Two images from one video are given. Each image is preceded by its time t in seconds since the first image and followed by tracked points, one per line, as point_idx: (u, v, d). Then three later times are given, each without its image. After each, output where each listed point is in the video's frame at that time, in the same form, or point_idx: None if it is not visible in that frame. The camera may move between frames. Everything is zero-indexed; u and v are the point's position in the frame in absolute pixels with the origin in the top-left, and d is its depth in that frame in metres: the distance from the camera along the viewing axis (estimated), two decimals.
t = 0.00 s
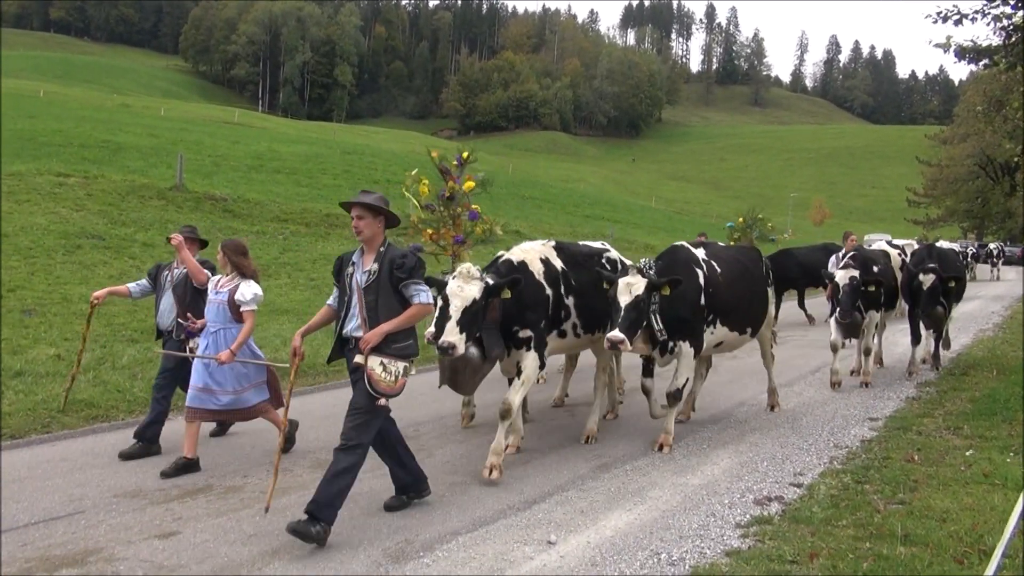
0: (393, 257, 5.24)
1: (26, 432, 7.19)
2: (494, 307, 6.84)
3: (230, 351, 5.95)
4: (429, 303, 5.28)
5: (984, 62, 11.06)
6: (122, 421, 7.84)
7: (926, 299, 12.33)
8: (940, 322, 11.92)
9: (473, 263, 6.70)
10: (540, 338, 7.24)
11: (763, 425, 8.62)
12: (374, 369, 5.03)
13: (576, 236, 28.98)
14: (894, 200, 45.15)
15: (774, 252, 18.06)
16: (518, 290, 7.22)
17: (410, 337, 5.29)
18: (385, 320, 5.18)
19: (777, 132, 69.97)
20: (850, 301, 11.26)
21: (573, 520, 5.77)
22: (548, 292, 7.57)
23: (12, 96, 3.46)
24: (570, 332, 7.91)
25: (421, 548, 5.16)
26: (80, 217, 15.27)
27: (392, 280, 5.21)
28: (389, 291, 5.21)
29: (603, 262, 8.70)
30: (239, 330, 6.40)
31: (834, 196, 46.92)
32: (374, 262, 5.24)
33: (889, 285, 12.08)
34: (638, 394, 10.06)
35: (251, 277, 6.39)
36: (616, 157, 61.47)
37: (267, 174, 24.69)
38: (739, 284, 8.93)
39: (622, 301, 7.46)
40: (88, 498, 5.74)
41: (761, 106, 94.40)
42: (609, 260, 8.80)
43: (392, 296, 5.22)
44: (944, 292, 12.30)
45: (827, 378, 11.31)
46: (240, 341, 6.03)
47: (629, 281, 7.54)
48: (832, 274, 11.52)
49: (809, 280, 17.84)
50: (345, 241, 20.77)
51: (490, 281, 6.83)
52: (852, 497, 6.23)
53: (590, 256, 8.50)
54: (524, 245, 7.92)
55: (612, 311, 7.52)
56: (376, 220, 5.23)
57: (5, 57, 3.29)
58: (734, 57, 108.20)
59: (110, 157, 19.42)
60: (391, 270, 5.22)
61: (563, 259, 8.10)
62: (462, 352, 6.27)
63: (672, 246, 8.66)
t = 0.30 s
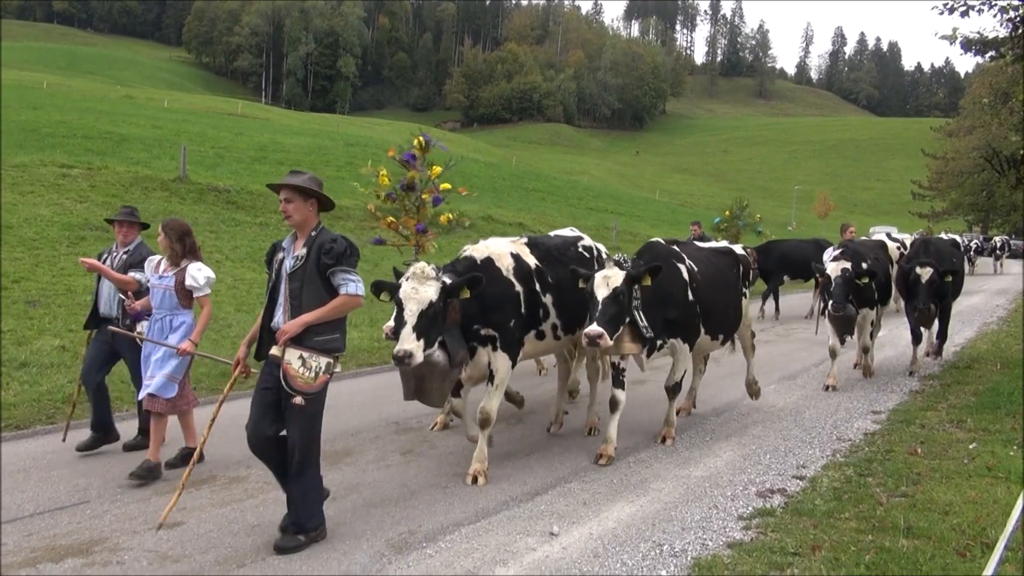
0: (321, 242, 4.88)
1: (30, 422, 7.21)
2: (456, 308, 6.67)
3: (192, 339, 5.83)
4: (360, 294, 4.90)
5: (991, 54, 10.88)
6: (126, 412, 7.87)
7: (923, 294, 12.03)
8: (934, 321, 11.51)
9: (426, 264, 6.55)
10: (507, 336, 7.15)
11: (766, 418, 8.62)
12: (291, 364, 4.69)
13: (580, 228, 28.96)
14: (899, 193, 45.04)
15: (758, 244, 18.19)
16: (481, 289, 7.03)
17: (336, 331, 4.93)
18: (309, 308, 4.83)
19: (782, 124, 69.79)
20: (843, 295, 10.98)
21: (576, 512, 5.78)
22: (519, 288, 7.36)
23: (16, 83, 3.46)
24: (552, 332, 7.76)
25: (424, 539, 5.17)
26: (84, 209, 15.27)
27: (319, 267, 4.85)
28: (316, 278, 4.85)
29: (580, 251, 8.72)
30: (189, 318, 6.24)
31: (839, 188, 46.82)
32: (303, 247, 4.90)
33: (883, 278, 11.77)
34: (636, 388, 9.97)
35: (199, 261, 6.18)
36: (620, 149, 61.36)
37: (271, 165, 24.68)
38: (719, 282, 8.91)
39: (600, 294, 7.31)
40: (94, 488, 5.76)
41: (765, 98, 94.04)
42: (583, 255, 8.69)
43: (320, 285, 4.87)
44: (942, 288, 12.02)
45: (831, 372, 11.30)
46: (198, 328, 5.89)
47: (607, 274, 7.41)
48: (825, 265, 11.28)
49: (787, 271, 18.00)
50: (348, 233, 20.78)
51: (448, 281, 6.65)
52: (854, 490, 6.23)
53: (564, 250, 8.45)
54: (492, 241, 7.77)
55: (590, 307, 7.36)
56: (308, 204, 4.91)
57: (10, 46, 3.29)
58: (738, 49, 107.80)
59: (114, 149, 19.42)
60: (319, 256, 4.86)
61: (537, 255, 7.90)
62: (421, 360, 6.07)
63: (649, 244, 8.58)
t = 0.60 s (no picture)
0: (211, 244, 4.39)
1: (37, 412, 7.24)
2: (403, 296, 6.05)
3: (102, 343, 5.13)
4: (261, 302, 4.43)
5: (999, 46, 10.78)
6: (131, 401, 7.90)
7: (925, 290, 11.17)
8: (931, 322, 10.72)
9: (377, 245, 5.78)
10: (472, 327, 6.68)
11: (770, 410, 8.62)
12: (186, 388, 4.22)
13: (585, 220, 28.98)
14: (905, 185, 44.90)
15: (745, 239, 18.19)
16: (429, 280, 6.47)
17: (238, 344, 4.49)
18: (203, 320, 4.36)
19: (788, 116, 69.56)
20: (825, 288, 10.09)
21: (579, 504, 5.80)
22: (470, 276, 6.78)
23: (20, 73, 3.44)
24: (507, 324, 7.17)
25: (427, 529, 5.20)
26: (90, 199, 15.31)
27: (212, 272, 4.37)
28: (207, 284, 4.36)
29: (536, 247, 7.95)
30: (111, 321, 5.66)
31: (845, 181, 46.69)
32: (193, 250, 4.40)
33: (877, 272, 10.91)
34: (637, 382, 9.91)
35: (122, 262, 5.41)
36: (625, 140, 61.29)
37: (277, 155, 24.70)
38: (700, 280, 8.08)
39: (577, 309, 6.59)
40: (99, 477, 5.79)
41: (771, 89, 93.69)
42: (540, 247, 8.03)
43: (213, 293, 4.39)
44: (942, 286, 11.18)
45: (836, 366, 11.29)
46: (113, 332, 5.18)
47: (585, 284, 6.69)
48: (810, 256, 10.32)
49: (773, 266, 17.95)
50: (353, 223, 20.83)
51: (395, 265, 6.01)
52: (858, 483, 6.23)
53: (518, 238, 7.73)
54: (436, 228, 7.07)
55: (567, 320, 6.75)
56: (199, 201, 4.43)
57: (16, 37, 3.28)
58: (745, 41, 107.40)
59: (120, 138, 19.44)
60: (211, 261, 4.36)
61: (487, 241, 7.22)
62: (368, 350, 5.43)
63: (631, 232, 7.78)
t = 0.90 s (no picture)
0: (108, 228, 3.98)
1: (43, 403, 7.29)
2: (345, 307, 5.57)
3: None
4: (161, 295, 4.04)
5: (1007, 37, 10.71)
6: (138, 393, 7.96)
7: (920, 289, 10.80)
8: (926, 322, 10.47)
9: (314, 253, 5.38)
10: (413, 332, 6.13)
11: (773, 403, 8.64)
12: (71, 384, 3.81)
13: (589, 213, 29.02)
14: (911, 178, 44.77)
15: (731, 232, 18.04)
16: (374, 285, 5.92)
17: (136, 338, 4.08)
18: (96, 313, 3.95)
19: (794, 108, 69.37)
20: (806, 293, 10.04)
21: (582, 495, 5.81)
22: (418, 278, 6.27)
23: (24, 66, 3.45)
24: (451, 328, 6.66)
25: (430, 520, 5.21)
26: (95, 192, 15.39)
27: (108, 256, 3.96)
28: (101, 271, 3.97)
29: (493, 236, 7.47)
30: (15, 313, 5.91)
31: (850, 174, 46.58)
32: (86, 232, 3.98)
33: (873, 267, 10.63)
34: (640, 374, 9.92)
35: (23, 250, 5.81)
36: (630, 132, 61.19)
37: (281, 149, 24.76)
38: (691, 278, 7.88)
39: (555, 312, 6.18)
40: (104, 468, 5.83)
41: (777, 81, 93.36)
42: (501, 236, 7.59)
43: (105, 281, 3.98)
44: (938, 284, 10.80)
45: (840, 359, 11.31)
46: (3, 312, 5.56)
47: (565, 285, 6.33)
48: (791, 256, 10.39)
49: (765, 260, 17.94)
50: (357, 216, 20.88)
51: (337, 275, 5.49)
52: (861, 476, 6.23)
53: (472, 234, 7.21)
54: (384, 223, 6.57)
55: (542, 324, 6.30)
56: (92, 176, 4.00)
57: (21, 30, 3.28)
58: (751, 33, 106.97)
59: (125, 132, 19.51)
60: (107, 244, 3.96)
61: (439, 236, 6.75)
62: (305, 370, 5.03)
63: (619, 231, 7.48)
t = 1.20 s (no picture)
0: None
1: (42, 395, 7.31)
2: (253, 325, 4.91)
3: None
4: None
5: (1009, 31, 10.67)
6: (138, 385, 7.99)
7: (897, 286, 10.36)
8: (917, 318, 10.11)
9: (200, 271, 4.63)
10: (333, 342, 5.56)
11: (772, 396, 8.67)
12: None
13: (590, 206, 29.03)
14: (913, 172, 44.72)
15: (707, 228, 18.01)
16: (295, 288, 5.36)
17: None
18: None
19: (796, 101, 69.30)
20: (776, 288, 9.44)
21: (580, 489, 5.83)
22: (351, 283, 5.79)
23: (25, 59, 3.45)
24: (392, 331, 6.26)
25: (429, 513, 5.23)
26: (96, 184, 15.42)
27: None
28: None
29: (452, 234, 7.09)
30: None
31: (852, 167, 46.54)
32: None
33: (850, 264, 10.21)
34: (639, 366, 9.94)
35: None
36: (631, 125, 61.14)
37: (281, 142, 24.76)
38: (672, 267, 7.51)
39: (503, 320, 5.63)
40: (104, 461, 5.86)
41: (779, 74, 93.23)
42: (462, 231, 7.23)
43: None
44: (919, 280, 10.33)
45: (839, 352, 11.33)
46: None
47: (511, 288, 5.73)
48: (760, 250, 9.70)
49: (741, 256, 17.92)
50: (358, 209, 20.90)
51: (232, 292, 4.79)
52: (859, 469, 6.24)
53: (429, 229, 6.83)
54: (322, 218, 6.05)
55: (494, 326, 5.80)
56: None
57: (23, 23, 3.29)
58: (752, 25, 106.69)
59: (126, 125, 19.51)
60: None
61: (391, 231, 6.36)
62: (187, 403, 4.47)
63: (591, 217, 7.02)
